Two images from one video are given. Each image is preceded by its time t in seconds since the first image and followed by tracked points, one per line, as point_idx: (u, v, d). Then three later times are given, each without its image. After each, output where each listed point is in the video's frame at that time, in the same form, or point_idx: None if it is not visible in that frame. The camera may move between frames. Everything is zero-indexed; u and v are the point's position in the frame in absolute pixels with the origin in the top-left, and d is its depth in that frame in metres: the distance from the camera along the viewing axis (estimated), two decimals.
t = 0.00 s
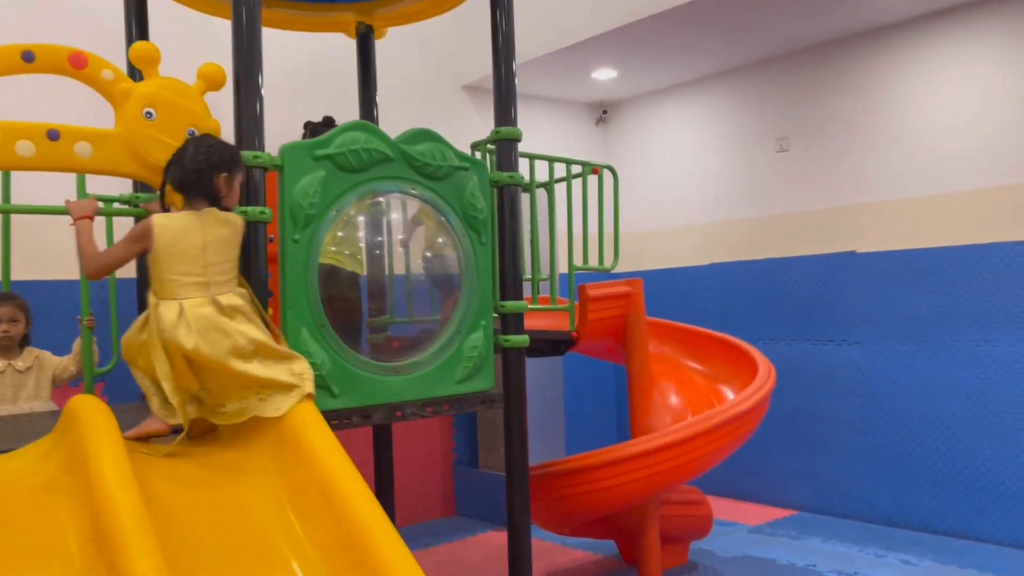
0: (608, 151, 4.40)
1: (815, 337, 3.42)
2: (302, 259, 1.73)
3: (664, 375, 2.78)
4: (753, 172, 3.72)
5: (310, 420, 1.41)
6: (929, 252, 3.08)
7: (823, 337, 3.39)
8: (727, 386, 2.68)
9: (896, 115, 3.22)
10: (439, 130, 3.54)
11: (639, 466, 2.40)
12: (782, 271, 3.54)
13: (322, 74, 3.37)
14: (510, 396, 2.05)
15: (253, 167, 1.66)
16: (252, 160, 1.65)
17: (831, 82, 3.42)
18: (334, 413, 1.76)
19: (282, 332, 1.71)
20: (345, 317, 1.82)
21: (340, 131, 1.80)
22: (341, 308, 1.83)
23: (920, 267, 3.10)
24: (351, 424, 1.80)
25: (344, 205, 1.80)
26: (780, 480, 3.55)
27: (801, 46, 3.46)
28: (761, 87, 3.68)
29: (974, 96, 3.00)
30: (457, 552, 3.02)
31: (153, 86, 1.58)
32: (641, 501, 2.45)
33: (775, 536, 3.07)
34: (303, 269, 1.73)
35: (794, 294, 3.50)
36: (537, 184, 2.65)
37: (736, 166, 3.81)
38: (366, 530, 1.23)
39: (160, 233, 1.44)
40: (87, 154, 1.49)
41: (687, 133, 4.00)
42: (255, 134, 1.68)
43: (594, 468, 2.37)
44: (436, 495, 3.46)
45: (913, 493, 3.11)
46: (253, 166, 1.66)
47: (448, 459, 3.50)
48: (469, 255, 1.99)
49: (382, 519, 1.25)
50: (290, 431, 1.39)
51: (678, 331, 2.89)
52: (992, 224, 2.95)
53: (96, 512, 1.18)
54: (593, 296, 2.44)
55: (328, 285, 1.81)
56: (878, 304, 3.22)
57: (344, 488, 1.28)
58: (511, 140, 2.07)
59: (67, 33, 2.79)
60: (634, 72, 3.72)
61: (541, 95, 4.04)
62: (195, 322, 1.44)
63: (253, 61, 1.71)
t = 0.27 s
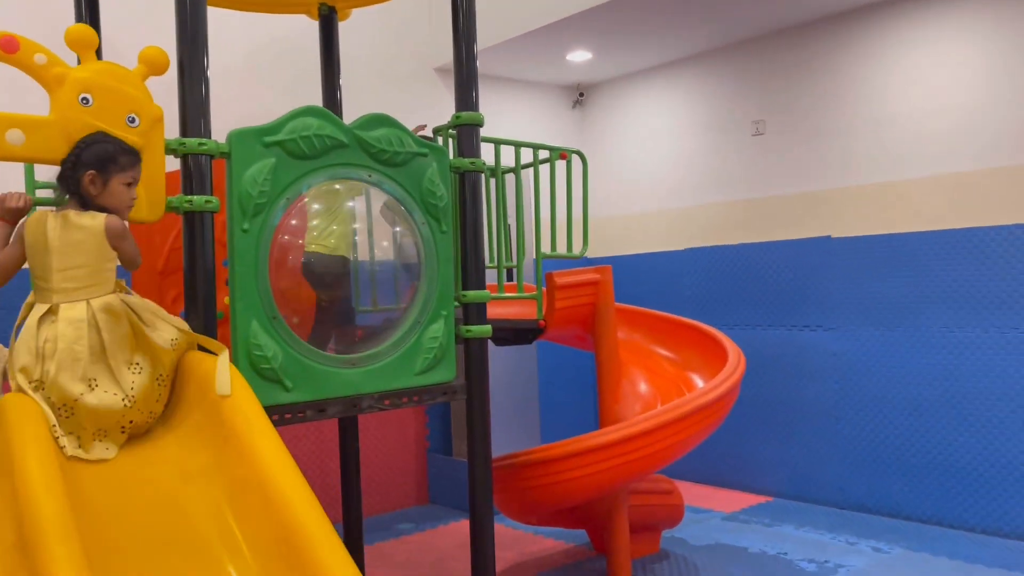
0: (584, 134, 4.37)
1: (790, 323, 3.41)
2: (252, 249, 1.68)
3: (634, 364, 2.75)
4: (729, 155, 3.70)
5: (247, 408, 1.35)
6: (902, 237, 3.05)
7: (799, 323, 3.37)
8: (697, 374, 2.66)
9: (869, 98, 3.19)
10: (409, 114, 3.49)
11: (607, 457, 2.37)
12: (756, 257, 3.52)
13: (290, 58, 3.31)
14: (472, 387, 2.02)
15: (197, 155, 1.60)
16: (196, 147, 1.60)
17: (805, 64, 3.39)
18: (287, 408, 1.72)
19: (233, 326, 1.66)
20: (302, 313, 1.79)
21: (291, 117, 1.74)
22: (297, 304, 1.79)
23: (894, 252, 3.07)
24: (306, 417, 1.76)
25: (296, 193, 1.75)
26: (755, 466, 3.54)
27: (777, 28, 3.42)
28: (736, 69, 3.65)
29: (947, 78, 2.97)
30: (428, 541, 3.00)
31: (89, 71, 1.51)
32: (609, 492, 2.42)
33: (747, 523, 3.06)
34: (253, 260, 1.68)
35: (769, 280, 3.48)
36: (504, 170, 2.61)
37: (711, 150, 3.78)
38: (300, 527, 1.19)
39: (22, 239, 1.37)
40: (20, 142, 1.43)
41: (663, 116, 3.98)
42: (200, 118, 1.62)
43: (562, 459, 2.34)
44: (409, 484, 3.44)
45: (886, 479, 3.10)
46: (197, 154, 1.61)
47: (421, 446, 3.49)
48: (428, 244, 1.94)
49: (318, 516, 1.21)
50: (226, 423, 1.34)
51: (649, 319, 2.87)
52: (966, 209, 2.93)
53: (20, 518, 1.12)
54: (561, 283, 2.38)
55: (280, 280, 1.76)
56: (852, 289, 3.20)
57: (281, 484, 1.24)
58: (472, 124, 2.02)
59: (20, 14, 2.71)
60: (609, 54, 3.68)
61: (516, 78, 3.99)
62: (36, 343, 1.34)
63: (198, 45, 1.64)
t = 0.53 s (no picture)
0: (570, 122, 4.33)
1: (777, 314, 3.37)
2: (214, 240, 1.63)
3: (614, 354, 2.68)
4: (714, 142, 3.66)
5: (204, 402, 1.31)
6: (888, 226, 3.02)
7: (785, 314, 3.34)
8: (678, 365, 2.64)
9: (854, 85, 3.16)
10: (391, 102, 3.44)
11: (587, 449, 2.33)
12: (742, 246, 3.49)
13: (267, 45, 3.26)
14: (445, 381, 1.97)
15: (156, 143, 1.55)
16: (155, 135, 1.54)
17: (789, 50, 3.35)
18: (253, 403, 1.67)
19: (194, 319, 1.62)
20: (278, 305, 1.77)
21: (255, 104, 1.69)
22: (271, 296, 1.77)
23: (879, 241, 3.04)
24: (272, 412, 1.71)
25: (261, 182, 1.70)
26: (740, 457, 3.51)
27: (762, 14, 3.39)
28: (721, 56, 3.61)
29: (932, 64, 2.93)
30: (410, 535, 2.97)
31: (42, 55, 1.46)
32: (589, 484, 2.39)
33: (731, 516, 3.04)
34: (216, 252, 1.64)
35: (754, 269, 3.44)
36: (483, 159, 2.57)
37: (696, 138, 3.75)
38: (249, 518, 1.14)
39: None
40: None
41: (649, 103, 3.94)
42: (159, 105, 1.57)
43: (540, 452, 2.30)
44: (392, 477, 3.42)
45: (871, 470, 3.08)
46: (156, 142, 1.55)
47: (404, 440, 3.46)
48: (400, 234, 1.90)
49: (270, 507, 1.16)
50: (182, 416, 1.31)
51: (629, 309, 2.85)
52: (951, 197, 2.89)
53: None
54: (540, 274, 2.35)
55: (250, 271, 1.73)
56: (838, 279, 3.17)
57: (233, 476, 1.19)
58: (445, 111, 1.97)
59: None
60: (593, 40, 3.63)
61: (500, 64, 3.95)
62: None
63: (157, 29, 1.58)
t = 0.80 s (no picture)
0: (550, 111, 4.30)
1: (756, 306, 3.36)
2: (170, 226, 1.57)
3: (588, 346, 2.66)
4: (695, 132, 3.65)
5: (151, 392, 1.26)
6: (866, 218, 3.00)
7: (764, 306, 3.33)
8: (652, 357, 2.61)
9: (833, 76, 3.14)
10: (367, 88, 3.38)
11: (560, 442, 2.30)
12: (722, 237, 3.48)
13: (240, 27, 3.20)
14: (413, 373, 1.92)
15: (108, 124, 1.48)
16: (107, 115, 1.47)
17: (768, 40, 3.34)
18: (210, 394, 1.62)
19: (148, 307, 1.56)
20: (244, 295, 1.71)
21: (214, 84, 1.62)
22: (235, 285, 1.71)
23: (857, 234, 3.02)
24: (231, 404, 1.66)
25: (220, 165, 1.64)
26: (717, 451, 3.49)
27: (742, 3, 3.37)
28: (702, 46, 3.59)
29: (910, 56, 2.92)
30: (382, 529, 2.93)
31: None
32: (562, 477, 2.36)
33: (707, 509, 3.02)
34: (172, 237, 1.58)
35: (732, 261, 3.43)
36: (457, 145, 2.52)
37: (677, 128, 3.73)
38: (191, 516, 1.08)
39: None
40: None
41: (629, 92, 3.92)
42: (112, 85, 1.50)
43: (512, 445, 2.26)
44: (365, 470, 3.41)
45: (847, 465, 3.07)
46: (108, 122, 1.48)
47: (377, 432, 3.44)
48: (367, 221, 1.85)
49: (220, 507, 1.10)
50: (128, 407, 1.25)
51: (604, 300, 2.80)
52: (928, 190, 2.88)
53: None
54: (513, 264, 2.30)
55: (210, 259, 1.67)
56: (816, 272, 3.16)
57: (178, 472, 1.14)
58: (415, 95, 1.93)
59: None
60: (573, 28, 3.59)
61: (479, 51, 3.91)
62: None
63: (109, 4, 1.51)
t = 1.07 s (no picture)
0: (543, 103, 4.26)
1: (746, 305, 3.31)
2: (131, 216, 1.53)
3: (570, 343, 2.62)
4: (686, 126, 3.61)
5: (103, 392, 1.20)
6: (858, 217, 2.95)
7: (754, 305, 3.28)
8: (636, 356, 2.57)
9: (826, 72, 3.09)
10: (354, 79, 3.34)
11: (539, 442, 2.25)
12: (712, 234, 3.44)
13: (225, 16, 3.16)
14: (385, 371, 1.88)
15: (66, 111, 1.43)
16: (64, 102, 1.43)
17: (761, 35, 3.29)
18: (172, 390, 1.57)
19: (107, 300, 1.51)
20: (219, 287, 1.69)
21: (179, 71, 1.57)
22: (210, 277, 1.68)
23: (850, 233, 2.97)
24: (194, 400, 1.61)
25: (185, 155, 1.59)
26: (705, 451, 3.45)
27: None
28: (695, 40, 3.54)
29: (904, 52, 2.86)
30: (363, 527, 2.89)
31: None
32: (541, 477, 2.32)
33: (693, 511, 2.97)
34: (133, 228, 1.53)
35: (723, 259, 3.38)
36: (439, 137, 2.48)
37: (668, 122, 3.69)
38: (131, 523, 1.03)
39: None
40: None
41: (622, 85, 3.88)
42: (70, 70, 1.46)
43: (491, 444, 2.21)
44: (348, 466, 3.41)
45: (836, 467, 3.02)
46: (65, 109, 1.44)
47: (362, 427, 3.44)
48: (339, 214, 1.80)
49: (164, 518, 1.05)
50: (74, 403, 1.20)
51: (589, 297, 2.76)
52: (921, 189, 2.82)
53: None
54: (493, 260, 2.26)
55: (184, 250, 1.65)
56: (808, 271, 3.11)
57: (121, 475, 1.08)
58: (391, 85, 1.87)
59: None
60: (564, 21, 3.55)
61: (471, 42, 3.87)
62: None
63: None
